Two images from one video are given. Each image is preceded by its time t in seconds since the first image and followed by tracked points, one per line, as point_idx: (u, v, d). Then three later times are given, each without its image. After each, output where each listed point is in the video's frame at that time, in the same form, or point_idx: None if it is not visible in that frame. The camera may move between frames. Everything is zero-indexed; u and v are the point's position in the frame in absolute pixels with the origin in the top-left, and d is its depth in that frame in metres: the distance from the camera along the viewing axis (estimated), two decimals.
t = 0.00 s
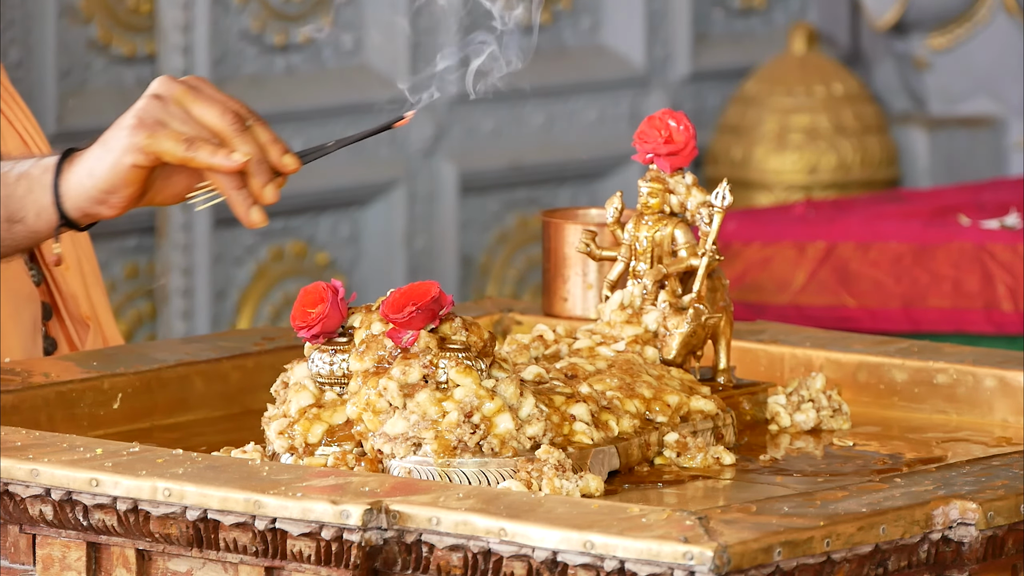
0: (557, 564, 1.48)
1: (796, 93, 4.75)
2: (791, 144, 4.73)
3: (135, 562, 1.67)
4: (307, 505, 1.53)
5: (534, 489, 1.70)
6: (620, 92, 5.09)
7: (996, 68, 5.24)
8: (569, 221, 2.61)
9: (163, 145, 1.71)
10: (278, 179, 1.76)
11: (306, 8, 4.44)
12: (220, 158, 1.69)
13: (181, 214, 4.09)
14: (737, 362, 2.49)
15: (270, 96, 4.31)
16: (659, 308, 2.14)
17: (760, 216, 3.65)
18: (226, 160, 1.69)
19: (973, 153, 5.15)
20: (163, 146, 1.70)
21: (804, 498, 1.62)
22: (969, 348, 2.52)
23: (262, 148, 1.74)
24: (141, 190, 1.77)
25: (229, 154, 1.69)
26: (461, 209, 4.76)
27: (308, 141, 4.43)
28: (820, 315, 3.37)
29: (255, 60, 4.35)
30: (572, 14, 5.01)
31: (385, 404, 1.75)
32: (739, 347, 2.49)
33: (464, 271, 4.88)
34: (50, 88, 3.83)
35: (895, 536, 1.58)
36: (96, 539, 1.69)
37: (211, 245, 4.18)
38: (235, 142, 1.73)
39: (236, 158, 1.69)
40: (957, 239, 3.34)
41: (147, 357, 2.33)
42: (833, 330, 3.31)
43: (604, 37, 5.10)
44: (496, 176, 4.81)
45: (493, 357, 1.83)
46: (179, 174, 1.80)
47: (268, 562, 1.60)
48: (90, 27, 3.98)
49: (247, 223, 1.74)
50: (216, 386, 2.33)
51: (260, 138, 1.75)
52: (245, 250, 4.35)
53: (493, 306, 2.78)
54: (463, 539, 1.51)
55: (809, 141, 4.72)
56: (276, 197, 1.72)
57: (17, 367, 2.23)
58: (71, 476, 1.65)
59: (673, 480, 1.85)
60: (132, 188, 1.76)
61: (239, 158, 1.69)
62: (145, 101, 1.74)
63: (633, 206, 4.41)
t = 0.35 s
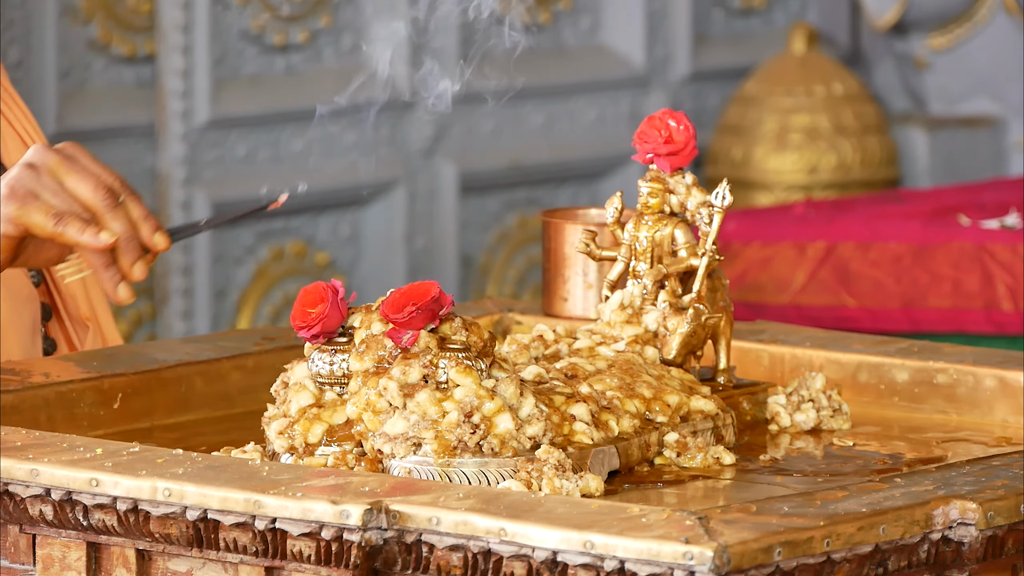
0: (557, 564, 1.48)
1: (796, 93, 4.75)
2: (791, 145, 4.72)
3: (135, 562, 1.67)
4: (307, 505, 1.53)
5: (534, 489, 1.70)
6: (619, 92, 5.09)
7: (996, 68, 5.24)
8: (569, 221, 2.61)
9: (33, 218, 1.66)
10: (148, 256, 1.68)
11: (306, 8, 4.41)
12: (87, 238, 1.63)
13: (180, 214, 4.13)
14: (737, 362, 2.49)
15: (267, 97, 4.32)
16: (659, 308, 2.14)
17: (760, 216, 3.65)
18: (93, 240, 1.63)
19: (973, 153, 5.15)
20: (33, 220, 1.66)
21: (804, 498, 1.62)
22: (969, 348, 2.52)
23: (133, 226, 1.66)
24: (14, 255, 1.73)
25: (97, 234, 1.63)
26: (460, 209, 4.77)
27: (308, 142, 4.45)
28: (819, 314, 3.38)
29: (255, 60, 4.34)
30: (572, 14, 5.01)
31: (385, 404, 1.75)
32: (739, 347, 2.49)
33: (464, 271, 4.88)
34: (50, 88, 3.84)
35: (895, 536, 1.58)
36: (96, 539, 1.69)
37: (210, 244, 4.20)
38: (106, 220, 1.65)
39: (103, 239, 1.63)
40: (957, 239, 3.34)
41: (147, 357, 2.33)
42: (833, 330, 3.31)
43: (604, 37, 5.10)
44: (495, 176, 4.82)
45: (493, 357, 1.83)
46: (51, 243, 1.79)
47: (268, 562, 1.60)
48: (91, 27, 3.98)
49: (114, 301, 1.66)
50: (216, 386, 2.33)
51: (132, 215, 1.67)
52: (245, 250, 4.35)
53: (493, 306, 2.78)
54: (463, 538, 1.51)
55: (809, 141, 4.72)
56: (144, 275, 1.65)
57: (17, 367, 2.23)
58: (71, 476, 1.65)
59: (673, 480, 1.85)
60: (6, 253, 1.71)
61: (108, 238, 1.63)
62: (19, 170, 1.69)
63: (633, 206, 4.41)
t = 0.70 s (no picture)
0: (557, 564, 1.48)
1: (796, 93, 4.75)
2: (791, 145, 4.72)
3: (135, 562, 1.67)
4: (307, 505, 1.53)
5: (534, 489, 1.70)
6: (620, 92, 5.09)
7: (996, 68, 5.24)
8: (569, 221, 2.61)
9: (54, 261, 2.06)
10: (157, 303, 2.10)
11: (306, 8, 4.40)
12: (112, 286, 2.00)
13: (181, 213, 4.08)
14: (737, 362, 2.49)
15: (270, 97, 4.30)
16: (660, 308, 2.14)
17: (760, 216, 3.65)
18: (116, 288, 1.99)
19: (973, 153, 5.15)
20: (57, 262, 2.05)
21: (804, 498, 1.62)
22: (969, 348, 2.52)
23: (147, 276, 2.07)
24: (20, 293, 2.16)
25: (120, 283, 2.00)
26: (460, 209, 4.77)
27: (308, 141, 4.43)
28: (820, 314, 3.37)
29: (255, 60, 4.34)
30: (572, 14, 5.03)
31: (385, 404, 1.75)
32: (739, 347, 2.49)
33: (464, 271, 4.88)
34: (50, 88, 3.84)
35: (895, 536, 1.57)
36: (95, 539, 1.69)
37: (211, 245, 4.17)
38: (123, 267, 2.06)
39: (125, 287, 1.99)
40: (958, 239, 3.34)
41: (147, 357, 2.33)
42: (833, 330, 3.31)
43: (604, 37, 5.11)
44: (495, 176, 4.81)
45: (493, 357, 1.83)
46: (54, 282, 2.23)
47: (268, 562, 1.60)
48: (90, 27, 3.98)
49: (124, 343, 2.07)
50: (216, 385, 2.33)
51: (146, 265, 2.08)
52: (244, 250, 4.35)
53: (493, 306, 2.78)
54: (463, 538, 1.51)
55: (809, 141, 4.72)
56: (152, 322, 2.06)
57: (17, 368, 2.23)
58: (71, 476, 1.65)
59: (673, 480, 1.85)
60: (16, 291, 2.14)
61: (130, 287, 1.99)
62: (41, 215, 2.10)
63: (633, 206, 4.41)
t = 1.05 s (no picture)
0: (557, 564, 1.48)
1: (796, 93, 4.75)
2: (791, 145, 4.72)
3: (135, 562, 1.67)
4: (307, 505, 1.53)
5: (534, 489, 1.70)
6: (620, 92, 5.09)
7: (996, 68, 5.24)
8: (569, 221, 2.61)
9: (187, 213, 1.96)
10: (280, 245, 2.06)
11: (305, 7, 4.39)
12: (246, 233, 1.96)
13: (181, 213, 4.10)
14: (737, 362, 2.49)
15: (276, 96, 4.28)
16: (659, 308, 2.14)
17: (760, 216, 3.65)
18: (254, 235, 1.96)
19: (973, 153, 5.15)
20: (188, 215, 1.96)
21: (804, 498, 1.62)
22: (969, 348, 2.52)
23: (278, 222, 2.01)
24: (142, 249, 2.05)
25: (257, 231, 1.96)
26: (460, 209, 4.77)
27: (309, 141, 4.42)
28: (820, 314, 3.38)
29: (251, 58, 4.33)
30: (572, 14, 5.02)
31: (385, 404, 1.75)
32: (739, 347, 2.49)
33: (464, 271, 4.88)
34: (50, 88, 3.84)
35: (895, 536, 1.57)
36: (95, 539, 1.69)
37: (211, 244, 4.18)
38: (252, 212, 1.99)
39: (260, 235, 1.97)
40: (957, 239, 3.34)
41: (147, 357, 2.33)
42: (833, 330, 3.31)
43: (604, 37, 5.11)
44: (494, 176, 4.82)
45: (493, 357, 1.83)
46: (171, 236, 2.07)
47: (268, 562, 1.60)
48: (90, 27, 3.98)
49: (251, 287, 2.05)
50: (216, 385, 2.33)
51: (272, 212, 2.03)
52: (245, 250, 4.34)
53: (493, 306, 2.78)
54: (463, 538, 1.51)
55: (809, 141, 4.72)
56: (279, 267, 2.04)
57: (17, 367, 2.23)
58: (71, 476, 1.65)
59: (673, 480, 1.85)
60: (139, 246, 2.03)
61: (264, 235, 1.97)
62: (162, 165, 1.98)
63: (633, 206, 4.41)
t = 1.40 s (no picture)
0: (557, 564, 1.48)
1: (796, 93, 4.75)
2: (791, 145, 4.73)
3: (135, 562, 1.67)
4: (307, 505, 1.53)
5: (533, 489, 1.70)
6: (619, 92, 5.09)
7: (996, 68, 5.25)
8: (569, 221, 2.61)
9: (276, 107, 2.20)
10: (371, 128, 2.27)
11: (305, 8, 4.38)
12: (338, 118, 2.17)
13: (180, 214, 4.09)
14: (737, 362, 2.49)
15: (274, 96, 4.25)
16: (659, 308, 2.14)
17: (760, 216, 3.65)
18: (344, 118, 2.17)
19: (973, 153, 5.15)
20: (277, 109, 2.20)
21: (804, 498, 1.62)
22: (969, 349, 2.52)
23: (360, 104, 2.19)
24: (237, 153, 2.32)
25: (347, 114, 2.17)
26: (460, 209, 4.77)
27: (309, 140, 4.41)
28: (820, 314, 3.38)
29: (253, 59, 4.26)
30: (572, 14, 5.04)
31: (385, 404, 1.75)
32: (739, 347, 2.49)
33: (464, 271, 4.88)
34: (50, 88, 3.85)
35: (895, 536, 1.57)
36: (96, 539, 1.69)
37: (210, 245, 4.17)
38: (337, 100, 2.19)
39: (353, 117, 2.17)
40: (957, 239, 3.34)
41: (147, 357, 2.33)
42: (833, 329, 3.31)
43: (604, 37, 5.13)
44: (494, 176, 4.81)
45: (493, 357, 1.83)
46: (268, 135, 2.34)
47: (268, 562, 1.60)
48: (90, 27, 3.98)
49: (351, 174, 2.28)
50: (216, 385, 2.33)
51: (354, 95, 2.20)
52: (245, 250, 4.35)
53: (493, 306, 2.78)
54: (463, 538, 1.51)
55: (809, 141, 4.72)
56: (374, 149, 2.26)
57: (18, 367, 2.23)
58: (71, 476, 1.65)
59: (673, 480, 1.85)
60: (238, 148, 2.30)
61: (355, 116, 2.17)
62: (246, 66, 2.22)
63: (633, 206, 4.41)
